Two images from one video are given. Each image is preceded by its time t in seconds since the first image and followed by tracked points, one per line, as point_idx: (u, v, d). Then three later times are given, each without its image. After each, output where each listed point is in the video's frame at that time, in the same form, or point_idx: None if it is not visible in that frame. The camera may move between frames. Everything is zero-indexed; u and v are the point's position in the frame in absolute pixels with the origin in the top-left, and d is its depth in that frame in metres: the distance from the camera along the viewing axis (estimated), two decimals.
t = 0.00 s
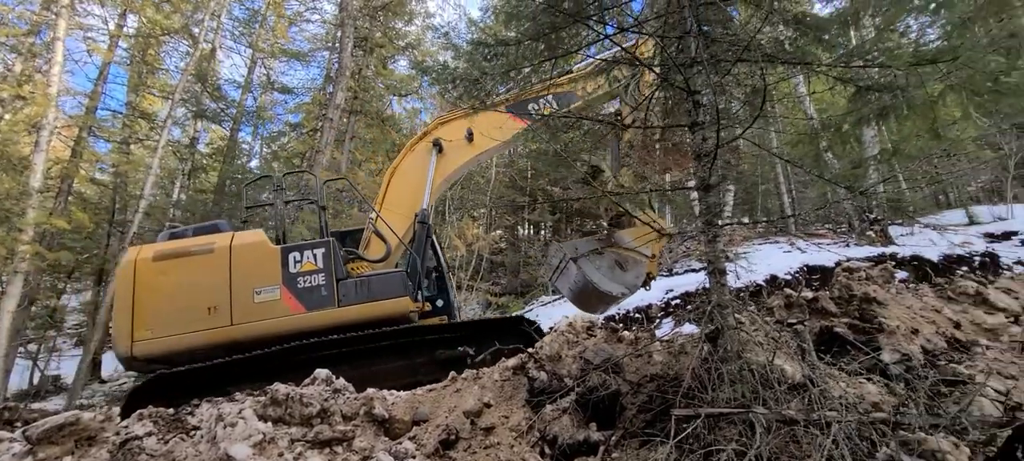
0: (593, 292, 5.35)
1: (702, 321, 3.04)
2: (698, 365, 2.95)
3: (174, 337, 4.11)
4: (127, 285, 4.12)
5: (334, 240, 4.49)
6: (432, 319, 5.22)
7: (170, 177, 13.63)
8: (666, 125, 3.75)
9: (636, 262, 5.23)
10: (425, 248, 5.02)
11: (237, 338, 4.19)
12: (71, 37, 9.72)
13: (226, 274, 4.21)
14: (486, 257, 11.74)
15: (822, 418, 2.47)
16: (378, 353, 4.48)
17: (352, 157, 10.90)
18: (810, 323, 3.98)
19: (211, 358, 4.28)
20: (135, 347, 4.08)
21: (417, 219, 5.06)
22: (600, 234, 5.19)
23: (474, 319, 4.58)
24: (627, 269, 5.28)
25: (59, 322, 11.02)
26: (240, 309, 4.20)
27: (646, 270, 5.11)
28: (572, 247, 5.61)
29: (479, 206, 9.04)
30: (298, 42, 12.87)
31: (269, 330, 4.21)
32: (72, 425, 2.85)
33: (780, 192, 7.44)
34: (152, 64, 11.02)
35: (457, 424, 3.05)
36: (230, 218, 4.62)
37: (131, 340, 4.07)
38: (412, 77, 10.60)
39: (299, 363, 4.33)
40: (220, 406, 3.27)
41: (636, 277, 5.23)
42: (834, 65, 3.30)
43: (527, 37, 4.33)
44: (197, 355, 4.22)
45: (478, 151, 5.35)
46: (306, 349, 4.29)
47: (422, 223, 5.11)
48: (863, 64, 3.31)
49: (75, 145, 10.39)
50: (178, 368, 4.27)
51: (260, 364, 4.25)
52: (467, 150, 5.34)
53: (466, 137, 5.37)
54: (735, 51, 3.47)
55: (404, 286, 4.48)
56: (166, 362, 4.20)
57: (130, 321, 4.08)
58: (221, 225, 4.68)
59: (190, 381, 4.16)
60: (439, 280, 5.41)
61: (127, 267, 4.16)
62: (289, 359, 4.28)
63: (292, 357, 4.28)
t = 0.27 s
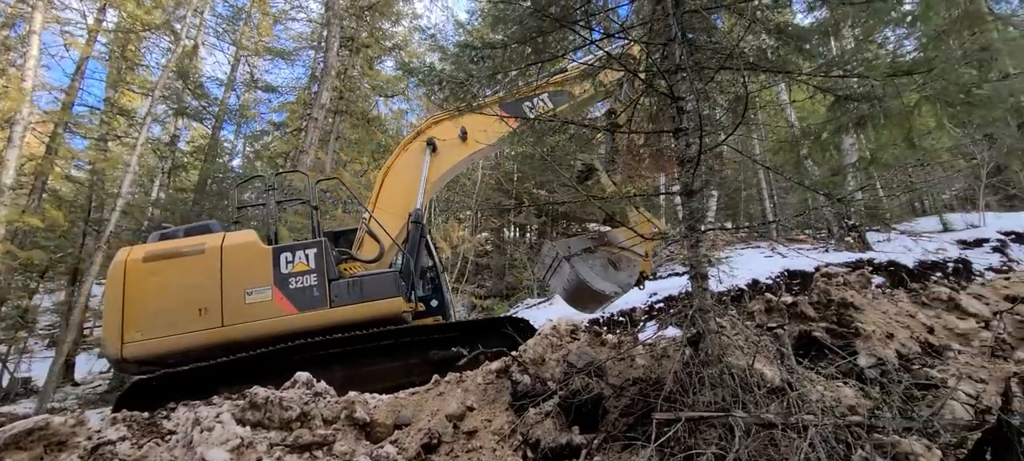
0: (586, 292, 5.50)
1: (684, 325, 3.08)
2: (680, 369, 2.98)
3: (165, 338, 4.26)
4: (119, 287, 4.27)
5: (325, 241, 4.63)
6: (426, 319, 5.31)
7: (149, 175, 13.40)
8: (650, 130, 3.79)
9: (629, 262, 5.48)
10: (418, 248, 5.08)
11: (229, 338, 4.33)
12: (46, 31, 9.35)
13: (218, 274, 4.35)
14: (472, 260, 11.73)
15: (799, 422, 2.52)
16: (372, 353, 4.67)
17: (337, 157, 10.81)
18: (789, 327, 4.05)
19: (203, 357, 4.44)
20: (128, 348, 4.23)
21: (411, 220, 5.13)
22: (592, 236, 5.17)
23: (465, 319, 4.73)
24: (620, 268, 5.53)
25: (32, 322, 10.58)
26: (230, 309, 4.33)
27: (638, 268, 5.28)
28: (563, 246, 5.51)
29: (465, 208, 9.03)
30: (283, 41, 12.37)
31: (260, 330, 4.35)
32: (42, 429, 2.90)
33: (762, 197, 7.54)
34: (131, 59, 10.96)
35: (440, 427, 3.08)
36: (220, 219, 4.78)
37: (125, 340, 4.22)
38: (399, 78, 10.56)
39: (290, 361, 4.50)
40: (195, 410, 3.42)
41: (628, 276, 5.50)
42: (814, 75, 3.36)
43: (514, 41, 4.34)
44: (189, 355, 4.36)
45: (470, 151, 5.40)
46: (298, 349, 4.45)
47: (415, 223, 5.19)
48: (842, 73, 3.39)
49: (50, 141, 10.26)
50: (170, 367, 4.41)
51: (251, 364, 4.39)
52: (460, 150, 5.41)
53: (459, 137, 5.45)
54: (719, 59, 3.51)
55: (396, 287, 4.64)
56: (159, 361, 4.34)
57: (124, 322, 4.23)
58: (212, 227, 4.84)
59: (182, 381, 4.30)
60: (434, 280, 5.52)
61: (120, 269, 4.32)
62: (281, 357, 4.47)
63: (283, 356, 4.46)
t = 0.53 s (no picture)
0: (592, 288, 5.29)
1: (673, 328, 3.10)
2: (668, 371, 3.00)
3: (167, 338, 4.19)
4: (119, 287, 4.19)
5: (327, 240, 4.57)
6: (429, 319, 5.26)
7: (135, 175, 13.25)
8: (640, 133, 3.81)
9: (633, 258, 5.34)
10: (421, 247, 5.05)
11: (231, 339, 4.25)
12: (32, 28, 9.49)
13: (219, 274, 4.29)
14: (462, 261, 11.71)
15: (786, 423, 2.54)
16: (374, 353, 4.55)
17: (327, 158, 10.75)
18: (776, 329, 4.10)
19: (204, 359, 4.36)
20: (128, 349, 4.16)
21: (413, 219, 5.07)
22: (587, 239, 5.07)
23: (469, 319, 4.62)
24: (624, 265, 5.37)
25: (14, 324, 10.42)
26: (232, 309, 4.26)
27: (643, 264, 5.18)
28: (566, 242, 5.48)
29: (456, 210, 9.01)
30: (273, 42, 12.24)
31: (262, 331, 4.27)
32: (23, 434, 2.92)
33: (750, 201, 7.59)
34: (117, 58, 10.86)
35: (429, 431, 3.08)
36: (223, 219, 4.72)
37: (125, 341, 4.15)
38: (390, 79, 10.52)
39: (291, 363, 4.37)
40: (180, 414, 3.36)
41: (633, 272, 5.31)
42: (801, 80, 3.40)
43: (505, 43, 4.35)
44: (190, 356, 4.29)
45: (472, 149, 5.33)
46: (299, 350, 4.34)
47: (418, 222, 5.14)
48: (828, 79, 3.43)
49: (33, 140, 10.15)
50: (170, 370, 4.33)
51: (253, 366, 4.30)
52: (462, 148, 5.34)
53: (461, 135, 5.36)
54: (708, 63, 3.54)
55: (399, 286, 4.57)
56: (160, 363, 4.27)
57: (124, 323, 4.15)
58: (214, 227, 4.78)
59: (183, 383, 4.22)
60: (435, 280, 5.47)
61: (120, 269, 4.25)
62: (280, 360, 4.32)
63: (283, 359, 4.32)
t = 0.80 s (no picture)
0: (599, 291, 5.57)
1: (664, 331, 3.11)
2: (659, 374, 3.01)
3: (177, 337, 4.32)
4: (132, 287, 4.32)
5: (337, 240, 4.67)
6: (435, 319, 5.25)
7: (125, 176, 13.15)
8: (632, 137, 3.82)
9: (641, 260, 5.58)
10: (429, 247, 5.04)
11: (242, 337, 4.37)
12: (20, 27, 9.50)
13: (231, 274, 4.41)
14: (455, 264, 11.68)
15: (776, 426, 2.55)
16: (382, 353, 4.65)
17: (319, 160, 10.68)
18: (767, 332, 4.12)
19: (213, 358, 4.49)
20: (142, 347, 4.28)
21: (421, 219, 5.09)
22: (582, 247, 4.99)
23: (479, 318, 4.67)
24: (632, 266, 5.63)
25: None
26: (242, 308, 4.39)
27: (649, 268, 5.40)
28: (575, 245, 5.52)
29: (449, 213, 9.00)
30: (264, 42, 12.34)
31: (271, 330, 4.39)
32: (7, 439, 2.87)
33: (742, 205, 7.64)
34: (108, 58, 10.79)
35: (420, 434, 3.08)
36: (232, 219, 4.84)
37: (137, 339, 4.28)
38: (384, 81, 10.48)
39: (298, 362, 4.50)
40: (168, 418, 3.37)
41: (640, 274, 5.63)
42: (791, 85, 3.43)
43: (497, 46, 4.35)
44: (200, 355, 4.42)
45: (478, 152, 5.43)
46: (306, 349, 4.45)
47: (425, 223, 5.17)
48: (817, 84, 3.46)
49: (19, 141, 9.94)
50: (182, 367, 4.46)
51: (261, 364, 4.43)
52: (468, 150, 5.44)
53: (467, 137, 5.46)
54: (699, 67, 3.56)
55: (410, 286, 4.68)
56: (172, 361, 4.39)
57: (138, 321, 4.29)
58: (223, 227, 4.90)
59: (192, 381, 4.35)
60: (443, 280, 5.28)
61: (133, 269, 4.37)
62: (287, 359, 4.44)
63: (292, 356, 4.42)
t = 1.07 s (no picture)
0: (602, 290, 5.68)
1: (652, 334, 3.14)
2: (646, 377, 3.03)
3: (185, 336, 4.43)
4: (141, 287, 4.44)
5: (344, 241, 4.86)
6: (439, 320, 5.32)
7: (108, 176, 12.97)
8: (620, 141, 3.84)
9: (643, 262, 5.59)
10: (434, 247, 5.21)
11: (251, 336, 4.51)
12: None
13: (239, 274, 4.54)
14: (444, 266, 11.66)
15: (761, 429, 2.57)
16: (388, 353, 4.79)
17: (307, 161, 10.60)
18: (753, 335, 4.17)
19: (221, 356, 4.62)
20: (150, 345, 4.39)
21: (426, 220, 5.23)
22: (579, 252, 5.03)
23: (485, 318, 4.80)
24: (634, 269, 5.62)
25: None
26: (250, 307, 4.52)
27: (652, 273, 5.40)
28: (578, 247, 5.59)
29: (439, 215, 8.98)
30: (253, 42, 12.12)
31: (279, 329, 4.53)
32: None
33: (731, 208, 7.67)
34: (92, 57, 10.63)
35: (407, 438, 3.08)
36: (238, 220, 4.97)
37: (145, 337, 4.39)
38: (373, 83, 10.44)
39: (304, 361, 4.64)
40: (151, 423, 3.33)
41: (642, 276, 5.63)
42: (776, 91, 3.48)
43: (486, 49, 4.35)
44: (207, 353, 4.54)
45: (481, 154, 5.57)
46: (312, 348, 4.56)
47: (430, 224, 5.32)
48: (802, 91, 3.52)
49: None
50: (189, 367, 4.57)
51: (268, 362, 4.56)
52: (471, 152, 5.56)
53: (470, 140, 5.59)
54: (686, 72, 3.58)
55: (416, 286, 4.84)
56: (180, 360, 4.50)
57: (147, 321, 4.40)
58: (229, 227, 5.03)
59: (200, 379, 4.47)
60: (445, 282, 5.37)
61: (141, 269, 4.49)
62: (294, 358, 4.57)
63: (298, 355, 4.55)
